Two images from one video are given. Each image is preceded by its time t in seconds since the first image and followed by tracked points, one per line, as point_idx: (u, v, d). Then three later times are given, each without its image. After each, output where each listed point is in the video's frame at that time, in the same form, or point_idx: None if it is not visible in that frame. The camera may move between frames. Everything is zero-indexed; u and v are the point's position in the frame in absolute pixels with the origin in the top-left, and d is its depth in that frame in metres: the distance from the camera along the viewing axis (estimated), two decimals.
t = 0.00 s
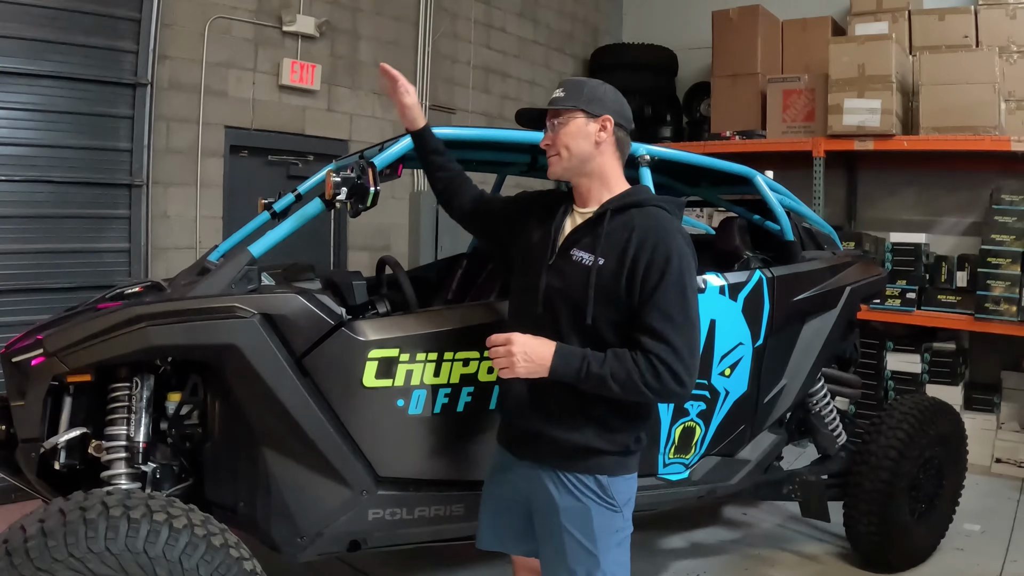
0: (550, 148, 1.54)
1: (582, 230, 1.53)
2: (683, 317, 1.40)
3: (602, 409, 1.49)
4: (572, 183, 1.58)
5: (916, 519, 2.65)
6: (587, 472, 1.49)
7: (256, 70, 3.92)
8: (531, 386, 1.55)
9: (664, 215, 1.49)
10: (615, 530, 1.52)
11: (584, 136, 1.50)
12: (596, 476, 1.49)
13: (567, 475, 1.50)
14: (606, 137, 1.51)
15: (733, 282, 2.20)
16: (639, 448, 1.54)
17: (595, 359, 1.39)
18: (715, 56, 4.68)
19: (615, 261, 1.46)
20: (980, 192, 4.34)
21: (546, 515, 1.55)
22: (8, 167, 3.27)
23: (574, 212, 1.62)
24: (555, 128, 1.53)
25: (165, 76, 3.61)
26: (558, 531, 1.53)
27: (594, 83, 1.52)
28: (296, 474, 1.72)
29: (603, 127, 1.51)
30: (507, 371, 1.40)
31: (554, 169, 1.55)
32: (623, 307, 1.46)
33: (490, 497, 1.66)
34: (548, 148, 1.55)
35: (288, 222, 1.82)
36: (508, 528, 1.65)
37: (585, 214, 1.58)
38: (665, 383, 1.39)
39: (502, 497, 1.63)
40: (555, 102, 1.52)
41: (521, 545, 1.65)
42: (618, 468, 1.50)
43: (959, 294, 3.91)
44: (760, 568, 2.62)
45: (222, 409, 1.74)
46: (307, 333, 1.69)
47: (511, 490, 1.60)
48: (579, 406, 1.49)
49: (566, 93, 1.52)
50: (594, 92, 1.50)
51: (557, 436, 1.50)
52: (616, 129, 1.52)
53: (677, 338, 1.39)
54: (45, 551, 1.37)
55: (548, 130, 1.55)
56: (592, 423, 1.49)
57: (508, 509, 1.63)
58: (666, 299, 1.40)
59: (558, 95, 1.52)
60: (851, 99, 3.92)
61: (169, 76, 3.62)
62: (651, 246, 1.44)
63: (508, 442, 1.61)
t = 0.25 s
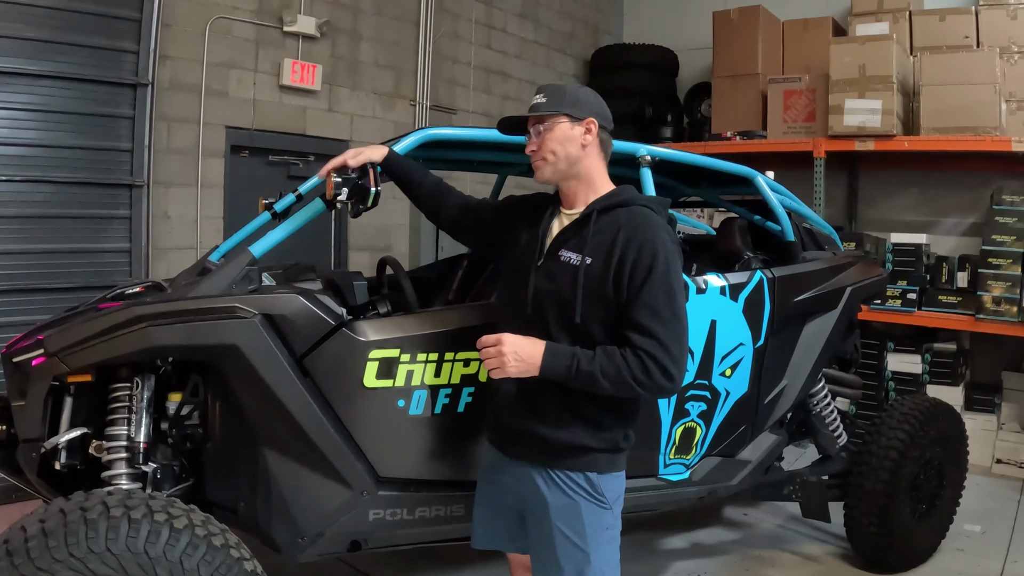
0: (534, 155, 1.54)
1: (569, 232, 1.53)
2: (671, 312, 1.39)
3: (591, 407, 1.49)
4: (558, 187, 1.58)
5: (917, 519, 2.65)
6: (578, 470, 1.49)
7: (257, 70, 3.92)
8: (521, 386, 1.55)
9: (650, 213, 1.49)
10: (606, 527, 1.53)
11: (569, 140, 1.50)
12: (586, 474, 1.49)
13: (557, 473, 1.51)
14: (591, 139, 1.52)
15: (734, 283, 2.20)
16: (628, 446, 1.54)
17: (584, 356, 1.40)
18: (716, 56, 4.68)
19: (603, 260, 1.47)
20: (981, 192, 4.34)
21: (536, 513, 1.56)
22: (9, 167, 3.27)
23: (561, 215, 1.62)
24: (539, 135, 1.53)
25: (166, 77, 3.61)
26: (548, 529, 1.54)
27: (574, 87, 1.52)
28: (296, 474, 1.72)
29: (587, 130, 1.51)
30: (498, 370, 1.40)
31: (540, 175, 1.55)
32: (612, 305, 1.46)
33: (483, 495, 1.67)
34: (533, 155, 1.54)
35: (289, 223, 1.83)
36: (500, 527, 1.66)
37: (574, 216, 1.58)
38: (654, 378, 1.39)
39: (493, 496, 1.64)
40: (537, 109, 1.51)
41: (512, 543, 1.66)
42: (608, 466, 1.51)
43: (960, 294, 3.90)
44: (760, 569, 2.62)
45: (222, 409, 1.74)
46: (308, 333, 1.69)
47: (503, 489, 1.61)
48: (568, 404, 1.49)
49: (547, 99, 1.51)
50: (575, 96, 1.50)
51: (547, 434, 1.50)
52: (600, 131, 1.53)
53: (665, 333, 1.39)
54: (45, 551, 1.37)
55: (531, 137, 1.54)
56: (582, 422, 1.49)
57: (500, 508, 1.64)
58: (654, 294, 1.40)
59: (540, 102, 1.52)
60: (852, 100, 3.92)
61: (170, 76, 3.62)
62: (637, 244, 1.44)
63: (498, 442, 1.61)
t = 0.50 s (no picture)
0: (517, 161, 1.54)
1: (555, 233, 1.53)
2: (655, 311, 1.40)
3: (578, 404, 1.49)
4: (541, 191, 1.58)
5: (915, 518, 2.65)
6: (566, 465, 1.50)
7: (255, 71, 3.92)
8: (510, 385, 1.55)
9: (634, 214, 1.49)
10: (594, 522, 1.53)
11: (551, 143, 1.51)
12: (574, 468, 1.50)
13: (545, 467, 1.51)
14: (572, 141, 1.53)
15: (732, 282, 2.20)
16: (615, 442, 1.55)
17: (570, 356, 1.40)
18: (714, 56, 4.68)
19: (587, 261, 1.47)
20: (979, 191, 4.34)
21: (525, 508, 1.56)
22: (7, 168, 3.27)
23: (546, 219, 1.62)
24: (519, 140, 1.53)
25: (163, 77, 3.61)
26: (537, 525, 1.54)
27: (549, 90, 1.53)
28: (294, 474, 1.72)
29: (567, 131, 1.52)
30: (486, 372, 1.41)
31: (524, 180, 1.55)
32: (598, 304, 1.46)
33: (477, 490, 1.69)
34: (515, 161, 1.54)
35: (286, 224, 1.83)
36: (494, 523, 1.67)
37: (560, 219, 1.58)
38: (639, 377, 1.39)
39: (485, 491, 1.64)
40: (517, 115, 1.51)
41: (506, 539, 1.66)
42: (597, 461, 1.51)
43: (958, 293, 3.91)
44: (759, 568, 2.62)
45: (220, 409, 1.74)
46: (306, 334, 1.69)
47: (495, 485, 1.62)
48: (557, 403, 1.50)
49: (525, 104, 1.52)
50: (553, 99, 1.51)
51: (537, 432, 1.51)
52: (581, 132, 1.54)
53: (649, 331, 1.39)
54: (44, 552, 1.37)
55: (512, 143, 1.54)
56: (572, 419, 1.49)
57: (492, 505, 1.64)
58: (638, 294, 1.40)
59: (518, 107, 1.52)
60: (850, 99, 3.92)
61: (168, 77, 3.62)
62: (622, 244, 1.44)
63: (490, 439, 1.62)
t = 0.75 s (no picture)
0: (506, 168, 1.54)
1: (545, 238, 1.53)
2: (646, 316, 1.40)
3: (574, 406, 1.49)
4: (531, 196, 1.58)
5: (914, 518, 2.65)
6: (562, 464, 1.50)
7: (253, 72, 3.93)
8: (505, 387, 1.56)
9: (625, 218, 1.49)
10: (586, 522, 1.54)
11: (539, 148, 1.51)
12: (570, 467, 1.50)
13: (541, 465, 1.51)
14: (560, 145, 1.53)
15: (730, 283, 2.20)
16: (614, 442, 1.55)
17: (562, 361, 1.41)
18: (712, 56, 4.69)
19: (579, 266, 1.47)
20: (977, 191, 4.35)
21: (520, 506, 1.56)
22: (5, 169, 3.26)
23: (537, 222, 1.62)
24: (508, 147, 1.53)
25: (161, 79, 3.61)
26: (530, 524, 1.54)
27: (535, 95, 1.52)
28: (293, 475, 1.72)
29: (555, 135, 1.52)
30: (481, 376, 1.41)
31: (515, 187, 1.55)
32: (591, 309, 1.47)
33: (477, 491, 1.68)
34: (504, 167, 1.54)
35: (285, 224, 1.83)
36: (491, 523, 1.67)
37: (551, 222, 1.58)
38: (631, 381, 1.40)
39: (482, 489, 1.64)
40: (503, 122, 1.51)
41: (504, 537, 1.66)
42: (594, 461, 1.52)
43: (956, 293, 3.91)
44: (758, 568, 2.62)
45: (219, 410, 1.75)
46: (304, 335, 1.69)
47: (491, 484, 1.62)
48: (553, 404, 1.50)
49: (512, 110, 1.51)
50: (540, 103, 1.51)
51: (533, 432, 1.51)
52: (568, 135, 1.54)
53: (640, 336, 1.40)
54: (43, 554, 1.37)
55: (499, 149, 1.54)
56: (568, 419, 1.50)
57: (489, 505, 1.64)
58: (629, 299, 1.40)
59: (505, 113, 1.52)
60: (848, 99, 3.93)
61: (166, 78, 3.62)
62: (613, 249, 1.44)
63: (487, 441, 1.62)
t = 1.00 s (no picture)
0: (514, 162, 1.53)
1: (552, 235, 1.52)
2: (656, 310, 1.41)
3: (585, 404, 1.50)
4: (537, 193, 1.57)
5: (915, 519, 2.65)
6: (572, 464, 1.50)
7: (254, 73, 3.93)
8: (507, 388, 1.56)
9: (632, 213, 1.49)
10: (594, 523, 1.54)
11: (549, 143, 1.51)
12: (580, 467, 1.50)
13: (551, 466, 1.51)
14: (569, 141, 1.53)
15: (731, 283, 2.20)
16: (624, 441, 1.55)
17: (572, 359, 1.41)
18: (713, 57, 4.69)
19: (588, 262, 1.47)
20: (978, 192, 4.35)
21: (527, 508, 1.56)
22: (6, 170, 3.26)
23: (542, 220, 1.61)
24: (517, 140, 1.52)
25: (162, 79, 3.61)
26: (536, 525, 1.54)
27: (545, 90, 1.52)
28: (294, 476, 1.72)
29: (565, 132, 1.52)
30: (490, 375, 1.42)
31: (522, 182, 1.54)
32: (600, 306, 1.47)
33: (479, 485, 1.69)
34: (514, 161, 1.53)
35: (285, 224, 1.83)
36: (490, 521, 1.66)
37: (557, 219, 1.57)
38: (642, 376, 1.41)
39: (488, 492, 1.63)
40: (513, 115, 1.50)
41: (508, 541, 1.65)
42: (603, 461, 1.52)
43: (957, 293, 3.91)
44: (759, 569, 2.62)
45: (220, 411, 1.74)
46: (305, 336, 1.69)
47: (495, 482, 1.61)
48: (562, 403, 1.50)
49: (522, 104, 1.51)
50: (549, 98, 1.51)
51: (540, 432, 1.50)
52: (577, 132, 1.54)
53: (651, 331, 1.41)
54: (44, 554, 1.37)
55: (509, 143, 1.53)
56: (576, 418, 1.50)
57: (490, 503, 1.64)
58: (640, 294, 1.41)
59: (515, 106, 1.51)
60: (849, 100, 3.92)
61: (167, 79, 3.62)
62: (622, 245, 1.45)
63: (492, 441, 1.61)
